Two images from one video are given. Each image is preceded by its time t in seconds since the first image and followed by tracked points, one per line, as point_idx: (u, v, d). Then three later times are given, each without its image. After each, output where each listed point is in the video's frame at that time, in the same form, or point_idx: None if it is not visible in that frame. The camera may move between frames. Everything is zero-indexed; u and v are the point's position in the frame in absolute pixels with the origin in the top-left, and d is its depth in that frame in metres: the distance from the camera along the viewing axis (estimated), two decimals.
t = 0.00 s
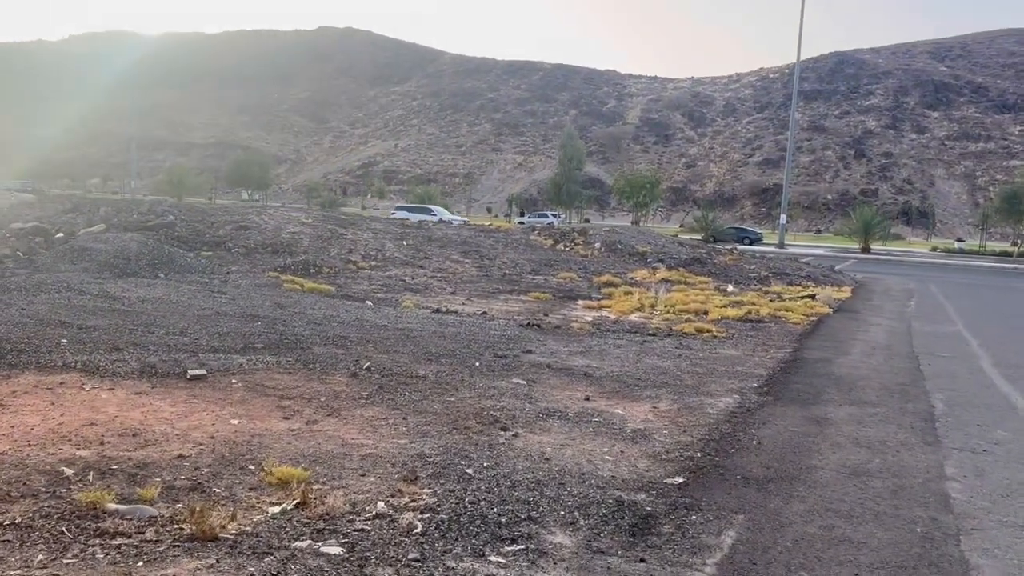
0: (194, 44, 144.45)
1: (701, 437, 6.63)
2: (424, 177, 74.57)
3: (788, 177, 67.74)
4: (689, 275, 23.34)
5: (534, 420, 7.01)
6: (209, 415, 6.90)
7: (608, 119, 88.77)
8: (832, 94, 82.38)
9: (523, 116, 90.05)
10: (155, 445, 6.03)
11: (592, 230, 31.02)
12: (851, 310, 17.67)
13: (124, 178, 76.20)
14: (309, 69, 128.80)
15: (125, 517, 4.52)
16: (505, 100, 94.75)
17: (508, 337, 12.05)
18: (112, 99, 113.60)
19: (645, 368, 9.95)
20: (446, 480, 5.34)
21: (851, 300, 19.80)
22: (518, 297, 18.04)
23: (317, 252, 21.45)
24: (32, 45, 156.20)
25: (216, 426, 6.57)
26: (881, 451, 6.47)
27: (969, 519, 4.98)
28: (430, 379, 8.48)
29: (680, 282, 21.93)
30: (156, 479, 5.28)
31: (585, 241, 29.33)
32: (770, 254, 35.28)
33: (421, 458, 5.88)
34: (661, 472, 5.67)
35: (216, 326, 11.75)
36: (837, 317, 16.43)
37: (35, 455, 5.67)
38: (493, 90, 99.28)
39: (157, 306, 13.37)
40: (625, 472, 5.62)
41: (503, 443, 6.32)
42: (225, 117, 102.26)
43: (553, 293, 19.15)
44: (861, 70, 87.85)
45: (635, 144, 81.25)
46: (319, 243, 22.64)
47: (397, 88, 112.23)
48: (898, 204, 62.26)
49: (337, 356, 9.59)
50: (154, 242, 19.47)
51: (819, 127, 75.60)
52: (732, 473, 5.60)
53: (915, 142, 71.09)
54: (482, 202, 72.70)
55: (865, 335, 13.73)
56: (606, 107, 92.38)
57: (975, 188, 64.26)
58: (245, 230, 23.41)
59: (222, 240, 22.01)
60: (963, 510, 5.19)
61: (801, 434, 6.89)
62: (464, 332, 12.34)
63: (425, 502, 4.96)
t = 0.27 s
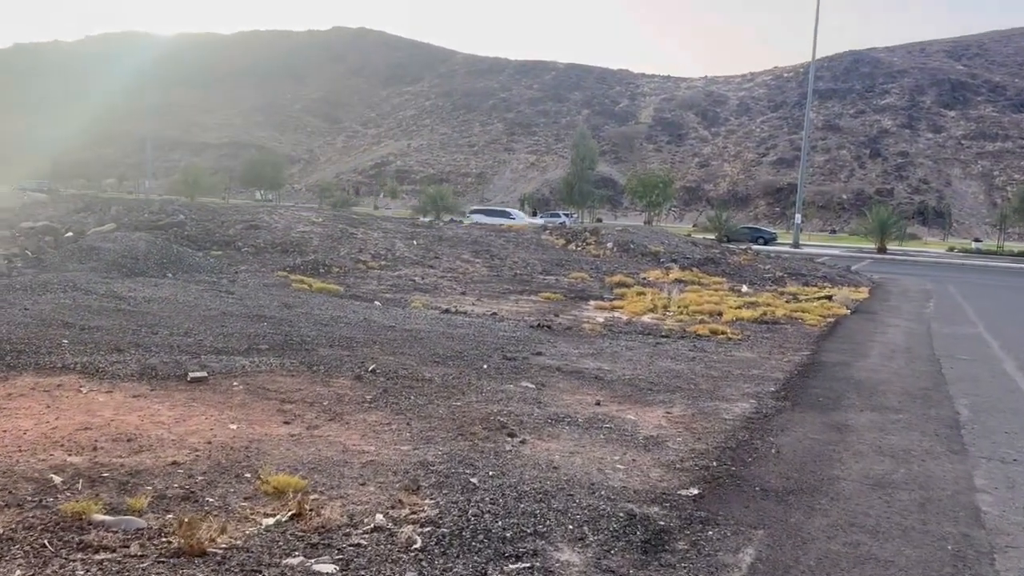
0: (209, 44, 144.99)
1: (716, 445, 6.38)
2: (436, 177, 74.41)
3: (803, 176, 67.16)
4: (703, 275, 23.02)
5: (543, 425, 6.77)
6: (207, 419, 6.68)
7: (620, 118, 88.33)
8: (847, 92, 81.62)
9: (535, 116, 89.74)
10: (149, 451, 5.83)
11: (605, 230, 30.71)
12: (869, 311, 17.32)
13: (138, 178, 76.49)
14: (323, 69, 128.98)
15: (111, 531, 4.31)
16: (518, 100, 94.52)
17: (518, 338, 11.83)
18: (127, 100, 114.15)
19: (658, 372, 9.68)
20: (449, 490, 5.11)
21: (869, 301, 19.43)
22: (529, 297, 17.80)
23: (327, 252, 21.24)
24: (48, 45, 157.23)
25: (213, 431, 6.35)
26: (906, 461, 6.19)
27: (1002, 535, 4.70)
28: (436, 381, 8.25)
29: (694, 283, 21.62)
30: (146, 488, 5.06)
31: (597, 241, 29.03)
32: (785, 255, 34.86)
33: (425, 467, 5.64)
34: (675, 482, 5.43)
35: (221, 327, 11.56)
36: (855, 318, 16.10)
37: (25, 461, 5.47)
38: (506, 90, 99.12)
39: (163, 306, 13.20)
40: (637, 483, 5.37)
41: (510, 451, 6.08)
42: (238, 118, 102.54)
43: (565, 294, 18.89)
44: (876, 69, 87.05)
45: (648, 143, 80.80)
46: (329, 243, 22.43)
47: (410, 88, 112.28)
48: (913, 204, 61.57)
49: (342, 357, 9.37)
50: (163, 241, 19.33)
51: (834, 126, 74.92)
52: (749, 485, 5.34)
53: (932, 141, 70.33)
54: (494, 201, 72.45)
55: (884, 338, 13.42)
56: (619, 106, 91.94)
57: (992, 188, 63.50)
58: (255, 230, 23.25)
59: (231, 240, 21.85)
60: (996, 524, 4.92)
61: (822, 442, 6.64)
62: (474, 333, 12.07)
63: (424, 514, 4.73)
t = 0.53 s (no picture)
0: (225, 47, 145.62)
1: (733, 457, 6.09)
2: (450, 179, 74.25)
3: (819, 178, 66.50)
4: (719, 278, 22.65)
5: (551, 433, 6.49)
6: (202, 426, 6.44)
7: (635, 120, 87.86)
8: (864, 93, 80.81)
9: (550, 118, 89.44)
10: (138, 460, 5.58)
11: (618, 231, 30.36)
12: (888, 315, 16.94)
13: (154, 179, 76.76)
14: (338, 72, 129.24)
15: (90, 549, 4.07)
16: (532, 102, 94.26)
17: (530, 342, 11.55)
18: (144, 102, 114.75)
19: (672, 377, 9.38)
20: (450, 505, 4.84)
21: (888, 305, 19.02)
22: (541, 300, 17.50)
23: (337, 253, 21.01)
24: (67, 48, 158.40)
25: (207, 439, 6.11)
26: (933, 475, 5.90)
27: None
28: (442, 387, 7.97)
29: (709, 285, 21.27)
30: (131, 501, 4.82)
31: (611, 242, 28.71)
32: (801, 256, 34.38)
33: (426, 478, 5.36)
34: (690, 497, 5.14)
35: (226, 329, 11.31)
36: (874, 322, 15.72)
37: (9, 470, 5.24)
38: (520, 92, 98.94)
39: (168, 307, 12.99)
40: (650, 497, 5.09)
41: (517, 461, 5.82)
42: (254, 120, 102.87)
43: (578, 296, 18.59)
44: (894, 70, 86.15)
45: (663, 145, 80.33)
46: (340, 244, 22.22)
47: (424, 90, 112.35)
48: (932, 205, 60.79)
49: (346, 361, 9.12)
50: (173, 243, 19.12)
51: (851, 127, 74.20)
52: (768, 502, 5.06)
53: (950, 143, 69.48)
54: (508, 203, 72.21)
55: (905, 343, 13.06)
56: (633, 108, 91.51)
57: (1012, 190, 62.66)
58: (266, 232, 23.06)
59: (242, 241, 21.64)
60: None
61: (844, 453, 6.36)
62: (482, 337, 11.79)
63: (423, 531, 4.49)
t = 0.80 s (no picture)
0: (242, 52, 146.50)
1: (753, 478, 5.84)
2: (465, 183, 74.15)
3: (837, 182, 65.86)
4: (736, 284, 22.31)
5: (563, 451, 6.25)
6: (203, 442, 6.25)
7: (651, 123, 87.44)
8: (882, 97, 80.04)
9: (565, 121, 89.22)
10: (133, 479, 5.39)
11: (633, 236, 30.05)
12: (911, 324, 16.56)
13: (171, 183, 77.19)
14: (354, 77, 129.65)
15: None
16: (547, 106, 94.06)
17: (543, 351, 11.31)
18: (162, 107, 115.61)
19: (689, 390, 9.12)
20: (455, 531, 4.63)
21: (909, 312, 18.65)
22: (554, 307, 17.24)
23: (350, 259, 20.84)
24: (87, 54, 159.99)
25: (206, 456, 5.92)
26: (964, 498, 5.63)
27: None
28: (451, 399, 7.74)
29: (726, 292, 20.95)
30: (124, 524, 4.63)
31: (626, 248, 28.42)
32: (819, 262, 33.92)
33: (430, 500, 5.15)
34: (709, 522, 4.92)
35: (234, 338, 11.12)
36: (896, 331, 15.38)
37: None
38: (535, 96, 98.80)
39: (177, 314, 12.83)
40: (666, 523, 4.86)
41: (527, 481, 5.59)
42: (271, 125, 103.36)
43: (592, 303, 18.32)
44: (913, 73, 85.32)
45: (679, 149, 79.88)
46: (353, 249, 22.03)
47: (440, 95, 112.47)
48: (952, 210, 60.00)
49: (353, 372, 8.90)
50: (185, 249, 19.00)
51: (869, 131, 73.49)
52: (791, 530, 4.82)
53: (970, 146, 68.66)
54: (522, 207, 71.99)
55: (929, 353, 12.72)
56: (649, 112, 91.10)
57: None
58: (279, 237, 22.93)
59: (255, 246, 21.50)
60: None
61: (869, 474, 6.10)
62: (493, 346, 11.55)
63: (427, 560, 4.28)
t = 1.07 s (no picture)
0: (260, 56, 147.27)
1: (773, 493, 5.54)
2: (479, 187, 74.01)
3: (854, 187, 65.19)
4: (752, 289, 21.94)
5: (571, 462, 5.96)
6: (196, 451, 6.01)
7: (666, 128, 87.00)
8: (900, 101, 79.25)
9: (580, 126, 88.94)
10: (121, 489, 5.16)
11: (648, 241, 29.71)
12: (932, 330, 16.18)
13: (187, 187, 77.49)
14: (370, 81, 129.95)
15: None
16: (562, 110, 93.82)
17: (554, 357, 11.02)
18: (180, 111, 116.30)
19: (703, 398, 8.80)
20: (455, 549, 4.38)
21: (930, 319, 18.21)
22: (566, 311, 16.98)
23: (361, 261, 20.62)
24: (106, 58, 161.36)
25: (199, 466, 5.68)
26: (997, 516, 5.31)
27: None
28: (458, 407, 7.47)
29: (742, 297, 20.59)
30: (106, 539, 4.41)
31: (641, 252, 28.08)
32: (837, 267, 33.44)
33: (431, 514, 4.88)
34: (724, 542, 4.63)
35: (239, 341, 10.87)
36: (916, 338, 14.98)
37: None
38: (550, 100, 98.63)
39: (183, 317, 12.64)
40: (678, 543, 4.57)
41: (534, 495, 5.30)
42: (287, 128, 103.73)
43: (605, 307, 18.02)
44: (931, 77, 84.45)
45: (695, 153, 79.41)
46: (364, 252, 21.81)
47: (454, 100, 112.46)
48: (970, 215, 59.32)
49: (357, 377, 8.63)
50: (195, 251, 18.85)
51: (887, 135, 72.74)
52: (811, 550, 4.53)
53: (989, 151, 67.80)
54: (537, 211, 71.73)
55: (952, 360, 12.33)
56: (665, 115, 90.67)
57: None
58: (290, 239, 22.74)
59: (265, 249, 21.32)
60: None
61: (894, 490, 5.78)
62: (503, 351, 11.26)
63: None
